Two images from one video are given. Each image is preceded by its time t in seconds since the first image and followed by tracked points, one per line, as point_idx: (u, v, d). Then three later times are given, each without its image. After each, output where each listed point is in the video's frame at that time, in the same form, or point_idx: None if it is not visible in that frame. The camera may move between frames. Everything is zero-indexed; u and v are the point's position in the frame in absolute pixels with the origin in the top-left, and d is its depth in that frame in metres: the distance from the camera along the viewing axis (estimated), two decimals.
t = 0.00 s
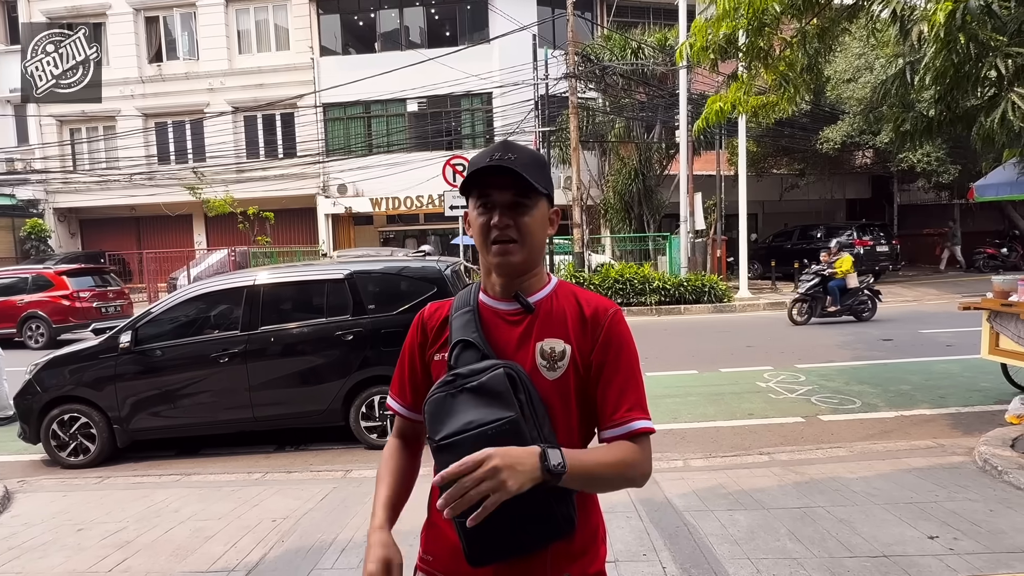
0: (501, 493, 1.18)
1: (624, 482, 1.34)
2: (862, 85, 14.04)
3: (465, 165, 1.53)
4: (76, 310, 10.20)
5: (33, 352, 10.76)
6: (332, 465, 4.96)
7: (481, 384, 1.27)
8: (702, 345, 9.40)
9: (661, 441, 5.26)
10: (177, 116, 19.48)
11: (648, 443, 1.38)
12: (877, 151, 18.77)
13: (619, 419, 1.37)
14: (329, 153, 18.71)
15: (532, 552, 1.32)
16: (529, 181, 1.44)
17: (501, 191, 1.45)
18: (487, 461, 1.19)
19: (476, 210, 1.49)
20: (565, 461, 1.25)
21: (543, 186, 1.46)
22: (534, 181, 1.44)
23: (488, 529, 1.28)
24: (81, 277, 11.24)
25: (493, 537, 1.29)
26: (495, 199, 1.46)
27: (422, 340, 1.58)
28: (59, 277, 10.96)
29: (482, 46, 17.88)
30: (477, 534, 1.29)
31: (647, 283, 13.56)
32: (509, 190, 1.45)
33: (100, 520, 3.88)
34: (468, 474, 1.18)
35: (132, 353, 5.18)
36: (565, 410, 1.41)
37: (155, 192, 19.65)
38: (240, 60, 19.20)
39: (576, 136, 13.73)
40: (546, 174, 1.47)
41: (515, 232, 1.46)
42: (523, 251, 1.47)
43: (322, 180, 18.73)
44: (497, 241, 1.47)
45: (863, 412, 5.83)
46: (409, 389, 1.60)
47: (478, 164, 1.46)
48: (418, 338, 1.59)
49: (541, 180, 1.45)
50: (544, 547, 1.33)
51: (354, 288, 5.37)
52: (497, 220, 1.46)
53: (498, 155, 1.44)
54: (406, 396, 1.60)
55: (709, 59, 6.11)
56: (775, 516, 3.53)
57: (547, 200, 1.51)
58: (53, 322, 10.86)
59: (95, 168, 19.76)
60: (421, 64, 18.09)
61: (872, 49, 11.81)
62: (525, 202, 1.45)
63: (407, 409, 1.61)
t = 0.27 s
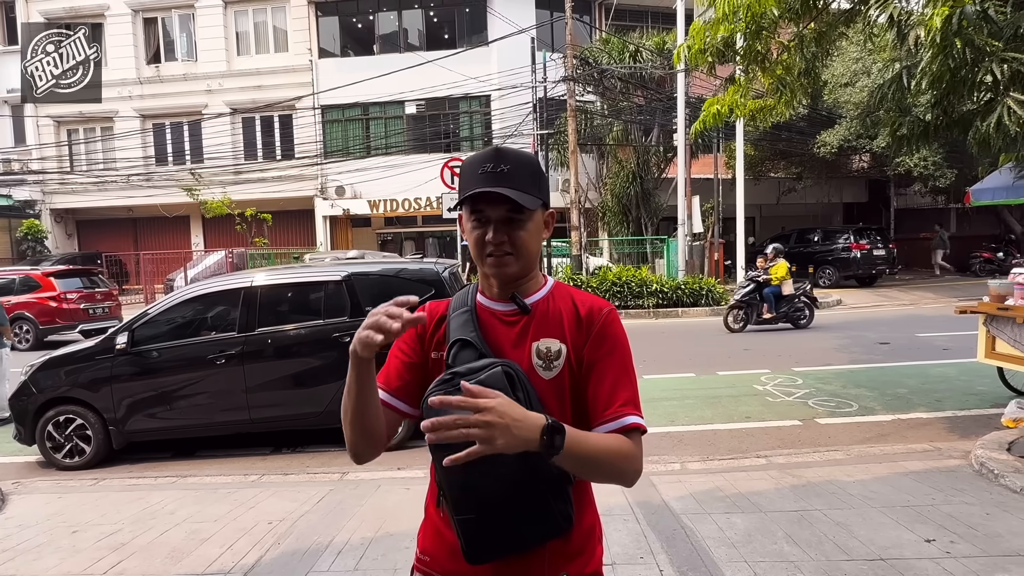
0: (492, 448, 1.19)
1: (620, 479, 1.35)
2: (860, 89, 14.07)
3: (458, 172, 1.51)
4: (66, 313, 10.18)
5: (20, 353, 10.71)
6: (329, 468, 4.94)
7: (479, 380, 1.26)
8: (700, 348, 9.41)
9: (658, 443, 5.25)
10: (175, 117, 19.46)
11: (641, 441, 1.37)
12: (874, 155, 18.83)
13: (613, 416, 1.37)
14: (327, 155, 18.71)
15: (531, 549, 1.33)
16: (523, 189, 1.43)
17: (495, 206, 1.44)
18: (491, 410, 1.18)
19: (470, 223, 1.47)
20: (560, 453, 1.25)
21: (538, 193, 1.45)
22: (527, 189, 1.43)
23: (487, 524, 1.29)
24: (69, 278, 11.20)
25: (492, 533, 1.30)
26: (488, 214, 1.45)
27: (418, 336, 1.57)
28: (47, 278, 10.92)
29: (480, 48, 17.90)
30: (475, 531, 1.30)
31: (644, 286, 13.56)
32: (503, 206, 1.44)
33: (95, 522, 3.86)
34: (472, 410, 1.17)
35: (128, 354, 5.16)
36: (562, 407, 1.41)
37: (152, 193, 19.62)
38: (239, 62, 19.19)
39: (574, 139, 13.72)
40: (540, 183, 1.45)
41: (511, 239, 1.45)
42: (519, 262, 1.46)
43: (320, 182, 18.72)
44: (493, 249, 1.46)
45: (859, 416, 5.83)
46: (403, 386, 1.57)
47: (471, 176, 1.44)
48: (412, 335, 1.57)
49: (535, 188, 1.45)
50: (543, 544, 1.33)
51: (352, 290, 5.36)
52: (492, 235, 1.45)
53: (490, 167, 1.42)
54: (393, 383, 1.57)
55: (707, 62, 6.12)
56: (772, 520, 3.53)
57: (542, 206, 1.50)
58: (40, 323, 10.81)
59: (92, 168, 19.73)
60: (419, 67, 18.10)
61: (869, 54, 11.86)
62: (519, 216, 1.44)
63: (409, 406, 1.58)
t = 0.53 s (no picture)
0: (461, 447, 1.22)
1: (613, 485, 1.36)
2: (857, 93, 14.12)
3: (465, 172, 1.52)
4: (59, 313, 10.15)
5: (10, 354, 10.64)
6: (326, 469, 4.94)
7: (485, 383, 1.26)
8: (697, 350, 9.41)
9: (656, 446, 5.26)
10: (173, 118, 19.45)
11: (631, 448, 1.38)
12: (871, 159, 18.88)
13: (603, 423, 1.37)
14: (326, 156, 18.72)
15: (529, 552, 1.33)
16: (529, 192, 1.44)
17: (502, 206, 1.45)
18: (462, 414, 1.20)
19: (475, 222, 1.48)
20: (549, 461, 1.26)
21: (543, 197, 1.46)
22: (534, 193, 1.44)
23: (488, 529, 1.29)
24: (59, 279, 11.12)
25: (492, 537, 1.30)
26: (496, 212, 1.46)
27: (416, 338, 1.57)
28: (36, 279, 10.84)
29: (479, 51, 17.93)
30: (477, 535, 1.30)
31: (642, 289, 13.58)
32: (512, 205, 1.45)
33: (91, 523, 3.85)
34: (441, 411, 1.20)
35: (125, 355, 5.15)
36: (559, 413, 1.42)
37: (150, 194, 19.59)
38: (237, 63, 19.19)
39: (571, 142, 13.73)
40: (547, 186, 1.47)
41: (516, 241, 1.46)
42: (523, 263, 1.47)
43: (319, 183, 18.71)
44: (497, 250, 1.47)
45: (856, 419, 5.84)
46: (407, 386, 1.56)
47: (480, 174, 1.45)
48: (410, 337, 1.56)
49: (541, 192, 1.46)
50: (542, 548, 1.34)
51: (350, 291, 5.36)
52: (500, 233, 1.46)
53: (500, 167, 1.43)
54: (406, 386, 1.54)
55: (705, 65, 6.14)
56: (769, 523, 3.53)
57: (547, 210, 1.51)
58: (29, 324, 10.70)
59: (90, 169, 19.70)
60: (418, 69, 18.13)
61: (866, 57, 11.91)
62: (527, 217, 1.46)
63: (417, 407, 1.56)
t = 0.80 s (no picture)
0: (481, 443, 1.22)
1: (614, 489, 1.37)
2: (856, 96, 14.15)
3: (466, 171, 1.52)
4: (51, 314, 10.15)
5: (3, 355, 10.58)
6: (324, 471, 4.93)
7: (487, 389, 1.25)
8: (696, 353, 9.41)
9: (653, 448, 5.26)
10: (172, 118, 19.43)
11: (630, 454, 1.40)
12: (869, 162, 18.91)
13: (606, 427, 1.39)
14: (325, 157, 18.72)
15: (529, 557, 1.33)
16: (531, 194, 1.45)
17: (504, 204, 1.46)
18: (488, 408, 1.20)
19: (477, 220, 1.48)
20: (557, 463, 1.27)
21: (544, 199, 1.47)
22: (536, 195, 1.45)
23: (488, 534, 1.29)
24: (52, 278, 11.11)
25: (492, 542, 1.30)
26: (497, 210, 1.46)
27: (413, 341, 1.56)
28: (29, 279, 10.83)
29: (479, 53, 17.94)
30: (477, 541, 1.30)
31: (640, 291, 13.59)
32: (513, 203, 1.45)
33: (87, 524, 3.84)
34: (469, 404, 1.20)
35: (122, 356, 5.14)
36: (559, 418, 1.42)
37: (148, 194, 19.56)
38: (237, 63, 19.19)
39: (570, 144, 13.73)
40: (548, 187, 1.48)
41: (518, 243, 1.46)
42: (523, 262, 1.47)
43: (317, 184, 18.70)
44: (498, 252, 1.46)
45: (854, 422, 5.85)
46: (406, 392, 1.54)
47: (482, 173, 1.45)
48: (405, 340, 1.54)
49: (542, 194, 1.47)
50: (541, 551, 1.34)
51: (348, 292, 5.36)
52: (502, 231, 1.46)
53: (502, 165, 1.44)
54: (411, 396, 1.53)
55: (703, 68, 6.16)
56: (766, 525, 3.53)
57: (547, 211, 1.52)
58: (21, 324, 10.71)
59: (88, 169, 19.67)
60: (418, 70, 18.14)
61: (864, 61, 11.94)
62: (528, 216, 1.46)
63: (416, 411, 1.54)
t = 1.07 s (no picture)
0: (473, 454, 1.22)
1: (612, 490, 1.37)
2: (855, 98, 14.17)
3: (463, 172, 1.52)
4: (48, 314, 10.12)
5: None
6: (322, 471, 4.93)
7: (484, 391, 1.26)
8: (694, 354, 9.42)
9: (652, 450, 5.26)
10: (171, 118, 19.43)
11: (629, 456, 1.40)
12: (868, 164, 18.92)
13: (604, 429, 1.39)
14: (324, 157, 18.70)
15: (527, 559, 1.33)
16: (527, 194, 1.45)
17: (501, 203, 1.46)
18: (481, 418, 1.20)
19: (474, 219, 1.48)
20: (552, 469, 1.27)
21: (541, 198, 1.47)
22: (533, 195, 1.45)
23: (486, 537, 1.29)
24: (46, 278, 11.16)
25: (490, 545, 1.30)
26: (494, 209, 1.46)
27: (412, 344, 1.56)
28: (24, 279, 10.80)
29: (478, 53, 17.96)
30: (474, 544, 1.30)
31: (639, 292, 13.60)
32: (510, 201, 1.45)
33: (84, 524, 3.84)
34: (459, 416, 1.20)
35: (120, 356, 5.13)
36: (557, 419, 1.42)
37: (147, 194, 19.55)
38: (237, 63, 19.19)
39: (570, 145, 13.73)
40: (545, 187, 1.48)
41: (514, 242, 1.46)
42: (520, 261, 1.47)
43: (317, 184, 18.70)
44: (495, 250, 1.46)
45: (853, 424, 5.85)
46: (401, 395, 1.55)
47: (479, 172, 1.45)
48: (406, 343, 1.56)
49: (539, 194, 1.47)
50: (539, 553, 1.34)
51: (347, 293, 5.36)
52: (498, 228, 1.46)
53: (499, 165, 1.43)
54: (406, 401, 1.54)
55: (703, 70, 6.17)
56: (764, 527, 3.53)
57: (543, 211, 1.52)
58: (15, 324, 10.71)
59: (87, 168, 19.66)
60: (417, 70, 18.16)
61: (863, 62, 11.96)
62: (525, 215, 1.46)
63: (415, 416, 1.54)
